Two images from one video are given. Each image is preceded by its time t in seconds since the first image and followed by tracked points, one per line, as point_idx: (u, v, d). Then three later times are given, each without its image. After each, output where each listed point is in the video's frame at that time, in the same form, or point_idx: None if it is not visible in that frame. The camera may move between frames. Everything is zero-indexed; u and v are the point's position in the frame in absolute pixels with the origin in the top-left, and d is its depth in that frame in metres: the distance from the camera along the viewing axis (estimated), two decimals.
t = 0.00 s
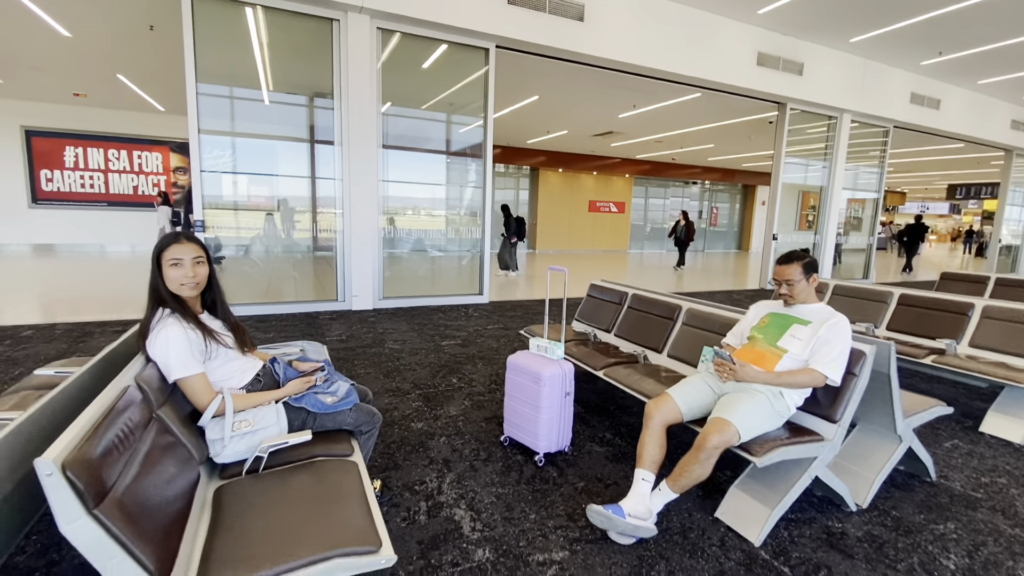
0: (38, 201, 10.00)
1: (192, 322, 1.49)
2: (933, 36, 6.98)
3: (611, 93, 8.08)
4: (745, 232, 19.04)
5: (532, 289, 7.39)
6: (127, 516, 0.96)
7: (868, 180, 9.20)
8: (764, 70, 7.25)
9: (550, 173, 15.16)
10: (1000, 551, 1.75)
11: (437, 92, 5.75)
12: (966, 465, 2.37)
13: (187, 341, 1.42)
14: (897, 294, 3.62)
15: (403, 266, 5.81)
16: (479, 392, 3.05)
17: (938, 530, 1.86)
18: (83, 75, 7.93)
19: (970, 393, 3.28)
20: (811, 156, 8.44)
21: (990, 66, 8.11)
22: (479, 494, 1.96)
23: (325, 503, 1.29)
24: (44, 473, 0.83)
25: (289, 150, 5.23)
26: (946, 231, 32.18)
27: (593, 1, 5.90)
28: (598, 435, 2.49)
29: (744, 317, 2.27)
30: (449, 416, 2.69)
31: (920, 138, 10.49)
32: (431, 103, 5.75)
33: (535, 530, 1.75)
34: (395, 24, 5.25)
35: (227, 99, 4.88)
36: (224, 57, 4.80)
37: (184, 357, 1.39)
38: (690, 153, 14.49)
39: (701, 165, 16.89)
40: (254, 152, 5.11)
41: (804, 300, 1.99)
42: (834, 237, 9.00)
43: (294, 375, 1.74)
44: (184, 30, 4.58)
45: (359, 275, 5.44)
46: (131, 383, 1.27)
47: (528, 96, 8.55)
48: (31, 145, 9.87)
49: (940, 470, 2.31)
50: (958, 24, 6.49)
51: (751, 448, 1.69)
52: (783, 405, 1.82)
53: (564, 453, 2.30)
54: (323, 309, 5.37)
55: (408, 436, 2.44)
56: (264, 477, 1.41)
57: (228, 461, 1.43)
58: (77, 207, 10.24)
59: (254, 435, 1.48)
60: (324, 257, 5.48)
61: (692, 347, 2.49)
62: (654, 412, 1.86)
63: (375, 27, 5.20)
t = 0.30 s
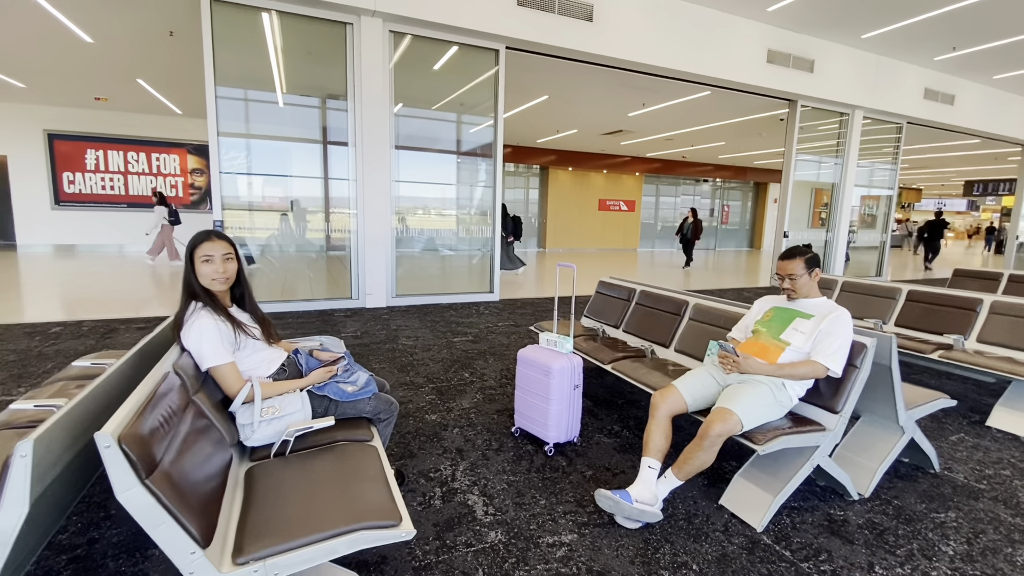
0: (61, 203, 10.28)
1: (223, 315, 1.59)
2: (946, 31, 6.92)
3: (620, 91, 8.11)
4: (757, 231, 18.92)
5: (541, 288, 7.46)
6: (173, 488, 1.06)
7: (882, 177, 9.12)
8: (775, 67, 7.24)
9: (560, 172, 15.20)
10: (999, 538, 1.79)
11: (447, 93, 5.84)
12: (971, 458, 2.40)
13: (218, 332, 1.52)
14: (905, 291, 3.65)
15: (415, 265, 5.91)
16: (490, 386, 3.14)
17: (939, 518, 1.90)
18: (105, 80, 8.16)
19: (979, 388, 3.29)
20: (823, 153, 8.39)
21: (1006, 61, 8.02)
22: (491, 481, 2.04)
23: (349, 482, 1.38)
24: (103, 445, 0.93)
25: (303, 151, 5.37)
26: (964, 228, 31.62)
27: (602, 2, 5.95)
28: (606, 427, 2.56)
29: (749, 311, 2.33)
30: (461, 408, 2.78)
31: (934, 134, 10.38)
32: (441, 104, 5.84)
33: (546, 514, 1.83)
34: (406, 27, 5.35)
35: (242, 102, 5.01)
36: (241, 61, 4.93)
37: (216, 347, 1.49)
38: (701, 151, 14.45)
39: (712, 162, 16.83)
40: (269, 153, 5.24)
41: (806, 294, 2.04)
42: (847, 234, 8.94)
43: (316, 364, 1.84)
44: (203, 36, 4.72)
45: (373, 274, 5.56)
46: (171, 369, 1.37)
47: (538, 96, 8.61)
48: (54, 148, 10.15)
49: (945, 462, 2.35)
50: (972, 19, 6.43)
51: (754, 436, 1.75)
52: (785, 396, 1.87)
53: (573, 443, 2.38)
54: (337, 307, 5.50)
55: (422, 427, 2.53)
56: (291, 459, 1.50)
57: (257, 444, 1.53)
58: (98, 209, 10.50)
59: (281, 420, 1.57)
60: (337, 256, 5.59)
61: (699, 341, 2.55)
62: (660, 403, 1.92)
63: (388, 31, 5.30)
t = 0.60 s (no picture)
0: (79, 207, 10.50)
1: (245, 319, 1.64)
2: (960, 29, 6.85)
3: (629, 93, 8.12)
4: (768, 230, 18.78)
5: (551, 289, 7.49)
6: (205, 484, 1.10)
7: (895, 175, 9.03)
8: (785, 67, 7.21)
9: (568, 173, 15.22)
10: (1014, 539, 1.79)
11: (456, 96, 5.88)
12: (986, 459, 2.39)
13: (241, 335, 1.57)
14: (919, 291, 3.63)
15: (425, 267, 5.96)
16: (502, 387, 3.17)
17: (953, 518, 1.90)
18: (122, 86, 8.33)
19: (995, 389, 3.27)
20: (834, 152, 8.32)
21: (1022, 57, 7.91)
22: (505, 480, 2.08)
23: (369, 479, 1.42)
24: (142, 442, 0.97)
25: (314, 154, 5.43)
26: (980, 226, 31.10)
27: (611, 4, 5.97)
28: (618, 427, 2.58)
29: (760, 312, 2.34)
30: (474, 408, 2.82)
31: (949, 132, 10.25)
32: (450, 107, 5.88)
33: (559, 513, 1.86)
34: (416, 32, 5.40)
35: (254, 107, 5.07)
36: (254, 67, 4.99)
37: (240, 350, 1.54)
38: (711, 151, 14.38)
39: (722, 162, 16.75)
40: (280, 157, 5.31)
41: (818, 295, 2.06)
42: (859, 233, 8.85)
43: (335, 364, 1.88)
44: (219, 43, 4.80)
45: (385, 275, 5.63)
46: (199, 370, 1.43)
47: (546, 98, 8.65)
48: (73, 154, 10.36)
49: (959, 463, 2.34)
50: (986, 15, 6.36)
51: (767, 436, 1.77)
52: (797, 397, 1.89)
53: (585, 443, 2.40)
54: (350, 309, 5.57)
55: (436, 427, 2.57)
56: (313, 457, 1.55)
57: (280, 442, 1.58)
58: (114, 213, 10.70)
59: (302, 419, 1.62)
60: (348, 258, 5.67)
61: (710, 342, 2.57)
62: (672, 403, 1.94)
63: (399, 35, 5.37)
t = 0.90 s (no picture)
0: (97, 215, 10.67)
1: (273, 327, 1.65)
2: (977, 27, 6.76)
3: (640, 96, 8.09)
4: (780, 232, 18.61)
5: (563, 293, 7.48)
6: (242, 492, 1.11)
7: (911, 175, 8.91)
8: (798, 68, 7.15)
9: (578, 177, 15.20)
10: None
11: (466, 101, 5.88)
12: (1017, 465, 2.33)
13: (270, 343, 1.58)
14: (942, 294, 3.57)
15: (438, 272, 5.98)
16: (519, 392, 3.16)
17: (987, 526, 1.86)
18: (139, 96, 8.47)
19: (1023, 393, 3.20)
20: (847, 153, 8.23)
21: None
22: (528, 487, 2.06)
23: (398, 486, 1.42)
24: (183, 450, 0.98)
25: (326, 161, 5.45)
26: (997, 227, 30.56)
27: (622, 7, 5.96)
28: (639, 433, 2.56)
29: (784, 316, 2.32)
30: (493, 414, 2.81)
31: (965, 131, 10.11)
32: (460, 112, 5.88)
33: (585, 521, 1.85)
34: (428, 38, 5.44)
35: (267, 114, 5.09)
36: (268, 74, 5.04)
37: (269, 357, 1.55)
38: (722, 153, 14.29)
39: (733, 164, 16.65)
40: (292, 164, 5.32)
41: (845, 299, 2.03)
42: (875, 235, 8.74)
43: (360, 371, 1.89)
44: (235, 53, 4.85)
45: (399, 281, 5.66)
46: (231, 376, 1.44)
47: (557, 102, 8.65)
48: (90, 162, 10.53)
49: (989, 469, 2.29)
50: (1005, 13, 6.26)
51: (796, 443, 1.74)
52: (826, 402, 1.86)
53: (607, 450, 2.38)
54: (364, 314, 5.59)
55: (456, 433, 2.57)
56: (340, 464, 1.55)
57: (308, 450, 1.58)
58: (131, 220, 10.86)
59: (330, 427, 1.62)
60: (360, 263, 5.70)
61: (733, 347, 2.54)
62: (697, 410, 1.93)
63: (411, 42, 5.40)
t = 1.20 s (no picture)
0: (113, 222, 10.82)
1: (308, 331, 1.66)
2: (994, 24, 6.67)
3: (652, 98, 8.07)
4: (792, 232, 18.45)
5: (575, 296, 7.46)
6: (285, 499, 1.10)
7: (926, 174, 8.80)
8: (812, 67, 7.09)
9: (588, 180, 15.18)
10: None
11: (476, 105, 5.91)
12: None
13: (306, 349, 1.59)
14: (968, 294, 3.51)
15: (451, 276, 5.98)
16: (540, 396, 3.14)
17: None
18: (154, 105, 8.57)
19: None
20: (861, 152, 8.14)
21: None
22: (557, 493, 2.05)
23: (432, 493, 1.41)
24: (228, 460, 0.97)
25: (338, 167, 5.47)
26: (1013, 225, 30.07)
27: (634, 9, 5.95)
28: (664, 438, 2.54)
29: (814, 319, 2.29)
30: (515, 419, 2.79)
31: (981, 128, 9.97)
32: (470, 116, 5.89)
33: (616, 528, 1.82)
34: (441, 43, 5.46)
35: (279, 121, 5.08)
36: (284, 81, 5.06)
37: (306, 363, 1.57)
38: (732, 154, 14.20)
39: (743, 165, 16.54)
40: (304, 169, 5.31)
41: (878, 300, 1.99)
42: (891, 234, 8.63)
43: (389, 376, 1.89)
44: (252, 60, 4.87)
45: (413, 284, 5.68)
46: (268, 382, 1.44)
47: (567, 105, 8.64)
48: (107, 170, 10.68)
49: None
50: None
51: (833, 448, 1.71)
52: (861, 406, 1.83)
53: (633, 455, 2.36)
54: (379, 318, 5.60)
55: (480, 438, 2.56)
56: (373, 470, 1.54)
57: (341, 456, 1.58)
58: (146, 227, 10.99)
59: (362, 433, 1.62)
60: (371, 267, 5.71)
61: (760, 350, 2.51)
62: (729, 414, 1.90)
63: (425, 47, 5.43)
